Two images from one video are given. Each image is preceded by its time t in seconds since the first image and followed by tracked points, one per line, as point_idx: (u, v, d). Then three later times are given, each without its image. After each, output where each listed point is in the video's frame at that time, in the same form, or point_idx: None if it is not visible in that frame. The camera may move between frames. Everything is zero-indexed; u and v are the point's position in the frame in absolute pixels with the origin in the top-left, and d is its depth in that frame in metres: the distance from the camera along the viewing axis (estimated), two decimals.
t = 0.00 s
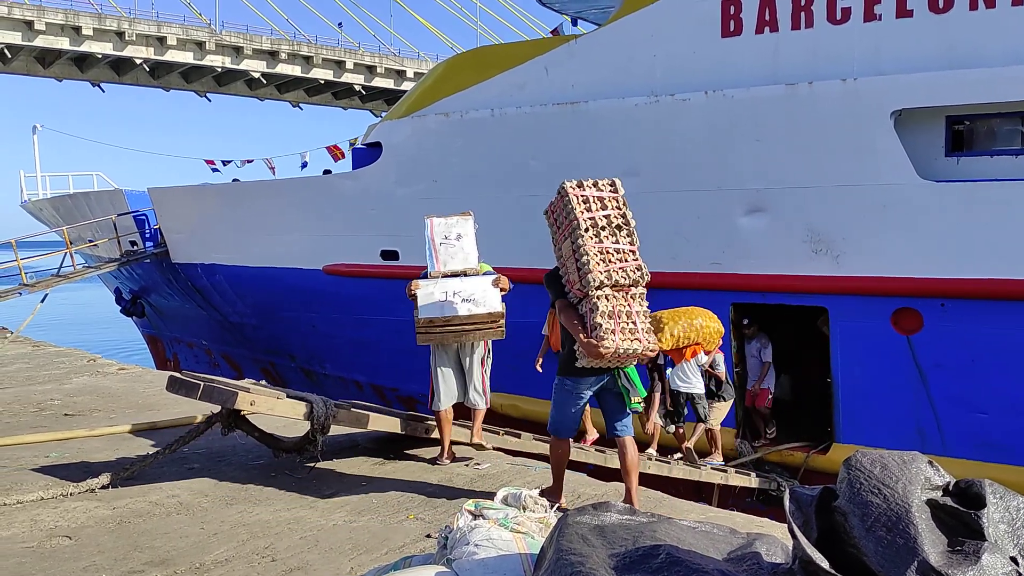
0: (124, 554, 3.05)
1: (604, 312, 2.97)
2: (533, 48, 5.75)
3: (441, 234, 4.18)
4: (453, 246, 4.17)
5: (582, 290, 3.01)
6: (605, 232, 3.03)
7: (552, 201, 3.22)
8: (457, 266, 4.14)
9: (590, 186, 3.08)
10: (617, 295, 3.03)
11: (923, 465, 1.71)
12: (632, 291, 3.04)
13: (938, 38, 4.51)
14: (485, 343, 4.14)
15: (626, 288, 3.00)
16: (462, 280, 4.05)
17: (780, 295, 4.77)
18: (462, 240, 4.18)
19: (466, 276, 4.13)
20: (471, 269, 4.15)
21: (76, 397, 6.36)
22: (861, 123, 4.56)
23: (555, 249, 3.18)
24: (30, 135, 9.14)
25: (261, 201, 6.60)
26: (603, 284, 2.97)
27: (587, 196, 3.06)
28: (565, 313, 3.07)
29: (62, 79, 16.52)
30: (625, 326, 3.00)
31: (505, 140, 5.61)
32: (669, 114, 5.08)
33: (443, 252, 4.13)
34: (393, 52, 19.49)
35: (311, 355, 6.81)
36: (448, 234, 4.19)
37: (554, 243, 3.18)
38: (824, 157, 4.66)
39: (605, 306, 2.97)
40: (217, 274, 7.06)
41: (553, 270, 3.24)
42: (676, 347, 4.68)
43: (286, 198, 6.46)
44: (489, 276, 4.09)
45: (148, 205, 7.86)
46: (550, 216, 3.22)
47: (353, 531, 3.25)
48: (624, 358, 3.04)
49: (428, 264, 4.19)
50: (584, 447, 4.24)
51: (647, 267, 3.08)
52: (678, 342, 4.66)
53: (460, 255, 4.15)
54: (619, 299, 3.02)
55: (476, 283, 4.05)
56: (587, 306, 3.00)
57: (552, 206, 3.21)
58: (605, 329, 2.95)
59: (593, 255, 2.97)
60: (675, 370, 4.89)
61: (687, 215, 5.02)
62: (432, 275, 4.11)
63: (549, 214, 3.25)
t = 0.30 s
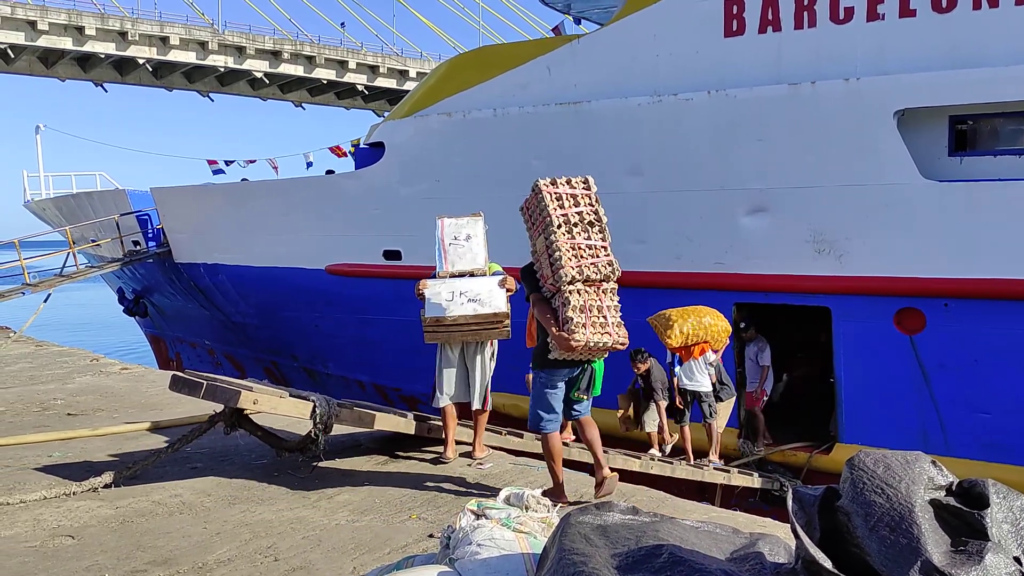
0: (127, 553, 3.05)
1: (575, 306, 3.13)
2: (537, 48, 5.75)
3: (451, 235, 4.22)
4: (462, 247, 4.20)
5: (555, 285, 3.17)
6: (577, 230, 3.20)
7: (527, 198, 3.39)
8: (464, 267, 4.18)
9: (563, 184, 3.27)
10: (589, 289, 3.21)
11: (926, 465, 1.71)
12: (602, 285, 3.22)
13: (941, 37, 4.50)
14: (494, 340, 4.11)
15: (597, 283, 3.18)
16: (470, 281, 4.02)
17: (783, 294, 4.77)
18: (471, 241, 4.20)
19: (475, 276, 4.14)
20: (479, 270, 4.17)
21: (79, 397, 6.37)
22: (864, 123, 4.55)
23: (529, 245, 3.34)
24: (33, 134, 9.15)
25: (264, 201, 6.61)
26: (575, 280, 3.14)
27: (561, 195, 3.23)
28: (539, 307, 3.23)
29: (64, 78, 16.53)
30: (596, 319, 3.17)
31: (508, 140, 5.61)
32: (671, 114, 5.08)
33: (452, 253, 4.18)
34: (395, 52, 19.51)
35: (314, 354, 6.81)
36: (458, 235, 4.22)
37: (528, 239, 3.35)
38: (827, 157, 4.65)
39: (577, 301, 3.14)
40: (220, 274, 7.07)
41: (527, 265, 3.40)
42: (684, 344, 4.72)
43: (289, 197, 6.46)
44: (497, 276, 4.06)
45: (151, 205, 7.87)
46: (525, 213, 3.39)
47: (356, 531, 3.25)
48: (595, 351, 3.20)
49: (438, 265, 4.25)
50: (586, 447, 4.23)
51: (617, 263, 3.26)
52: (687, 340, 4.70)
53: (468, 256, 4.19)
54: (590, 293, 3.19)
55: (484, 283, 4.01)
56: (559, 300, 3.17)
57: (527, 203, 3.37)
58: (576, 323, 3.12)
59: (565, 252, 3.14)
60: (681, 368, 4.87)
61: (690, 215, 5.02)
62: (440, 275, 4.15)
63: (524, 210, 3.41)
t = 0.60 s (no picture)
0: (128, 552, 3.05)
1: (563, 303, 3.16)
2: (537, 48, 5.74)
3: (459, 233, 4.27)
4: (469, 245, 4.23)
5: (542, 283, 3.21)
6: (561, 228, 3.26)
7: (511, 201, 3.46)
8: (470, 265, 4.19)
9: (545, 185, 3.36)
10: (575, 287, 3.24)
11: (928, 464, 1.71)
12: (588, 282, 3.26)
13: (942, 37, 4.50)
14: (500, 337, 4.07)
15: (583, 280, 3.21)
16: (477, 279, 4.04)
17: (784, 294, 4.77)
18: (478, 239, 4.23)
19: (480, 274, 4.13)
20: (484, 268, 4.16)
21: (80, 396, 6.37)
22: (865, 122, 4.55)
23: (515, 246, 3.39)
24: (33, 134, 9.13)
25: (265, 201, 6.61)
26: (562, 276, 3.18)
27: (544, 196, 3.32)
28: (527, 305, 3.26)
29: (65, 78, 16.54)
30: (584, 315, 3.20)
31: (509, 140, 5.62)
32: (672, 113, 5.08)
33: (458, 250, 4.20)
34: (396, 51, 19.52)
35: (315, 354, 6.81)
36: (466, 233, 4.26)
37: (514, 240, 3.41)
38: (828, 157, 4.65)
39: (564, 297, 3.17)
40: (221, 273, 7.07)
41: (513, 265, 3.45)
42: (694, 350, 4.64)
43: (289, 197, 6.46)
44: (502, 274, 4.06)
45: (151, 204, 7.86)
46: (509, 215, 3.45)
47: (357, 530, 3.25)
48: (584, 347, 3.22)
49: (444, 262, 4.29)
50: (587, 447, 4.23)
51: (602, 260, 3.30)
52: (697, 345, 4.62)
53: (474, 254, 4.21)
54: (577, 290, 3.23)
55: (490, 280, 4.01)
56: (546, 297, 3.20)
57: (511, 205, 3.44)
58: (564, 319, 3.14)
59: (551, 249, 3.19)
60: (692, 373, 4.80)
61: (691, 214, 5.02)
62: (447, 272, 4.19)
63: (508, 213, 3.48)
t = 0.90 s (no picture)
0: (129, 552, 3.05)
1: (549, 303, 3.24)
2: (538, 48, 5.74)
3: (458, 233, 4.26)
4: (468, 245, 4.21)
5: (530, 283, 3.29)
6: (552, 229, 3.33)
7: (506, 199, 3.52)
8: (468, 265, 4.17)
9: (539, 185, 3.42)
10: (562, 286, 3.32)
11: (929, 463, 1.70)
12: (575, 283, 3.33)
13: (943, 36, 4.50)
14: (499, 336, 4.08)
15: (571, 280, 3.29)
16: (474, 279, 4.03)
17: (785, 294, 4.76)
18: (478, 239, 4.21)
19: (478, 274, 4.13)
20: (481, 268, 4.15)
21: (81, 395, 6.37)
22: (866, 122, 4.54)
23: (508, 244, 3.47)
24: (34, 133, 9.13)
25: (266, 200, 6.61)
26: (550, 277, 3.25)
27: (537, 196, 3.37)
28: (515, 303, 3.34)
29: (66, 77, 16.55)
30: (569, 315, 3.28)
31: (510, 140, 5.62)
32: (674, 113, 5.08)
33: (457, 250, 4.19)
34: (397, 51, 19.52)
35: (316, 353, 6.80)
36: (466, 233, 4.25)
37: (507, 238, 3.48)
38: (830, 157, 4.64)
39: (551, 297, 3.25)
40: (222, 273, 7.07)
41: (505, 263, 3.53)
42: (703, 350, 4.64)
43: (290, 196, 6.47)
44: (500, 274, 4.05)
45: (152, 204, 7.86)
46: (503, 213, 3.52)
47: (358, 530, 3.25)
48: (567, 346, 3.31)
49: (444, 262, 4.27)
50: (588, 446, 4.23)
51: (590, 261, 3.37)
52: (706, 345, 4.62)
53: (473, 254, 4.19)
54: (563, 290, 3.30)
55: (486, 280, 3.99)
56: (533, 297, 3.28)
57: (506, 203, 3.50)
58: (550, 318, 3.22)
59: (541, 250, 3.26)
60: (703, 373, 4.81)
61: (692, 214, 5.01)
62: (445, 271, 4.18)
63: (502, 211, 3.55)
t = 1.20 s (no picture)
0: (129, 552, 3.05)
1: (532, 297, 3.32)
2: (538, 48, 5.74)
3: (457, 232, 4.27)
4: (465, 245, 4.23)
5: (515, 278, 3.37)
6: (537, 226, 3.42)
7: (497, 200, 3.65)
8: (465, 264, 4.18)
9: (526, 185, 3.53)
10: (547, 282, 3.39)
11: (929, 463, 1.70)
12: (560, 279, 3.40)
13: (944, 36, 4.50)
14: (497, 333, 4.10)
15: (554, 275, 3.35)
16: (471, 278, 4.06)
17: (784, 294, 4.76)
18: (475, 239, 4.22)
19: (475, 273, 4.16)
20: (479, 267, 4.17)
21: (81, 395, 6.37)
22: (867, 122, 4.54)
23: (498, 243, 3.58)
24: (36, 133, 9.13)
25: (266, 200, 6.61)
26: (533, 272, 3.33)
27: (523, 195, 3.49)
28: (501, 298, 3.43)
29: (66, 77, 16.55)
30: (552, 310, 3.34)
31: (510, 140, 5.62)
32: (674, 113, 5.07)
33: (454, 250, 4.20)
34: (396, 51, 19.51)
35: (316, 353, 6.80)
36: (463, 233, 4.26)
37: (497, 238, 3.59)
38: (830, 157, 4.64)
39: (534, 292, 3.33)
40: (222, 272, 7.07)
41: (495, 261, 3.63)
42: (705, 350, 4.63)
43: (290, 196, 6.47)
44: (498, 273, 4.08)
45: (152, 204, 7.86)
46: (494, 214, 3.64)
47: (359, 529, 3.25)
48: (552, 340, 3.36)
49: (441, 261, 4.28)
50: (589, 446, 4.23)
51: (576, 258, 3.43)
52: (709, 345, 4.63)
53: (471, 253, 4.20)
54: (548, 286, 3.37)
55: (482, 279, 4.04)
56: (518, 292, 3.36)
57: (496, 205, 3.63)
58: (532, 312, 3.29)
59: (525, 246, 3.36)
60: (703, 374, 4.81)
61: (693, 214, 5.01)
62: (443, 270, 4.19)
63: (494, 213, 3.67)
